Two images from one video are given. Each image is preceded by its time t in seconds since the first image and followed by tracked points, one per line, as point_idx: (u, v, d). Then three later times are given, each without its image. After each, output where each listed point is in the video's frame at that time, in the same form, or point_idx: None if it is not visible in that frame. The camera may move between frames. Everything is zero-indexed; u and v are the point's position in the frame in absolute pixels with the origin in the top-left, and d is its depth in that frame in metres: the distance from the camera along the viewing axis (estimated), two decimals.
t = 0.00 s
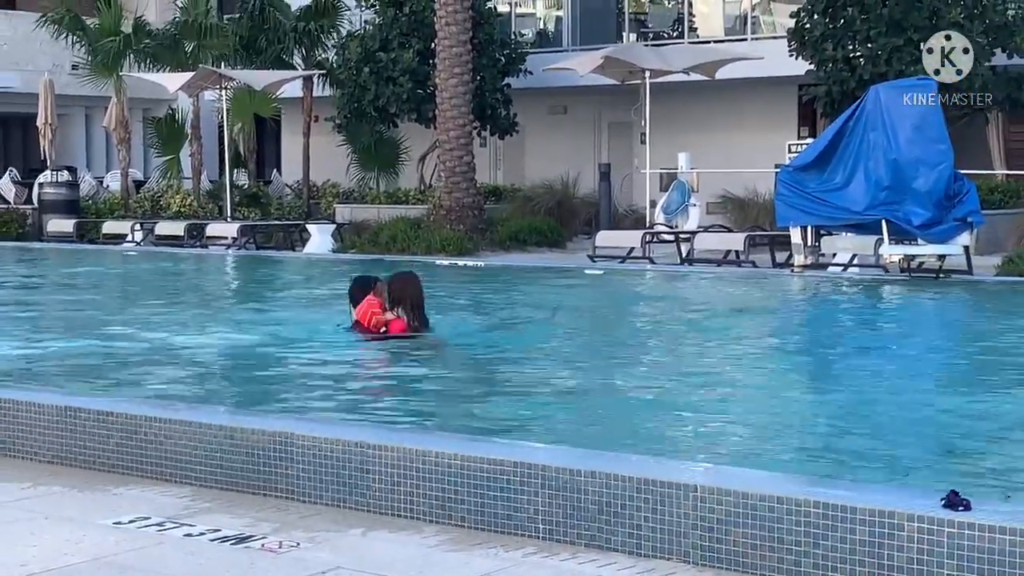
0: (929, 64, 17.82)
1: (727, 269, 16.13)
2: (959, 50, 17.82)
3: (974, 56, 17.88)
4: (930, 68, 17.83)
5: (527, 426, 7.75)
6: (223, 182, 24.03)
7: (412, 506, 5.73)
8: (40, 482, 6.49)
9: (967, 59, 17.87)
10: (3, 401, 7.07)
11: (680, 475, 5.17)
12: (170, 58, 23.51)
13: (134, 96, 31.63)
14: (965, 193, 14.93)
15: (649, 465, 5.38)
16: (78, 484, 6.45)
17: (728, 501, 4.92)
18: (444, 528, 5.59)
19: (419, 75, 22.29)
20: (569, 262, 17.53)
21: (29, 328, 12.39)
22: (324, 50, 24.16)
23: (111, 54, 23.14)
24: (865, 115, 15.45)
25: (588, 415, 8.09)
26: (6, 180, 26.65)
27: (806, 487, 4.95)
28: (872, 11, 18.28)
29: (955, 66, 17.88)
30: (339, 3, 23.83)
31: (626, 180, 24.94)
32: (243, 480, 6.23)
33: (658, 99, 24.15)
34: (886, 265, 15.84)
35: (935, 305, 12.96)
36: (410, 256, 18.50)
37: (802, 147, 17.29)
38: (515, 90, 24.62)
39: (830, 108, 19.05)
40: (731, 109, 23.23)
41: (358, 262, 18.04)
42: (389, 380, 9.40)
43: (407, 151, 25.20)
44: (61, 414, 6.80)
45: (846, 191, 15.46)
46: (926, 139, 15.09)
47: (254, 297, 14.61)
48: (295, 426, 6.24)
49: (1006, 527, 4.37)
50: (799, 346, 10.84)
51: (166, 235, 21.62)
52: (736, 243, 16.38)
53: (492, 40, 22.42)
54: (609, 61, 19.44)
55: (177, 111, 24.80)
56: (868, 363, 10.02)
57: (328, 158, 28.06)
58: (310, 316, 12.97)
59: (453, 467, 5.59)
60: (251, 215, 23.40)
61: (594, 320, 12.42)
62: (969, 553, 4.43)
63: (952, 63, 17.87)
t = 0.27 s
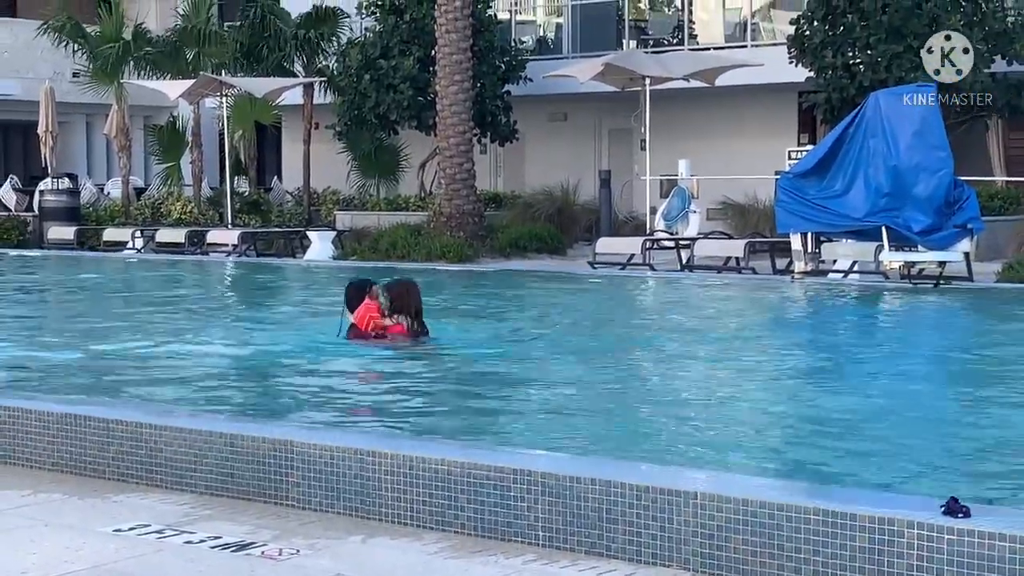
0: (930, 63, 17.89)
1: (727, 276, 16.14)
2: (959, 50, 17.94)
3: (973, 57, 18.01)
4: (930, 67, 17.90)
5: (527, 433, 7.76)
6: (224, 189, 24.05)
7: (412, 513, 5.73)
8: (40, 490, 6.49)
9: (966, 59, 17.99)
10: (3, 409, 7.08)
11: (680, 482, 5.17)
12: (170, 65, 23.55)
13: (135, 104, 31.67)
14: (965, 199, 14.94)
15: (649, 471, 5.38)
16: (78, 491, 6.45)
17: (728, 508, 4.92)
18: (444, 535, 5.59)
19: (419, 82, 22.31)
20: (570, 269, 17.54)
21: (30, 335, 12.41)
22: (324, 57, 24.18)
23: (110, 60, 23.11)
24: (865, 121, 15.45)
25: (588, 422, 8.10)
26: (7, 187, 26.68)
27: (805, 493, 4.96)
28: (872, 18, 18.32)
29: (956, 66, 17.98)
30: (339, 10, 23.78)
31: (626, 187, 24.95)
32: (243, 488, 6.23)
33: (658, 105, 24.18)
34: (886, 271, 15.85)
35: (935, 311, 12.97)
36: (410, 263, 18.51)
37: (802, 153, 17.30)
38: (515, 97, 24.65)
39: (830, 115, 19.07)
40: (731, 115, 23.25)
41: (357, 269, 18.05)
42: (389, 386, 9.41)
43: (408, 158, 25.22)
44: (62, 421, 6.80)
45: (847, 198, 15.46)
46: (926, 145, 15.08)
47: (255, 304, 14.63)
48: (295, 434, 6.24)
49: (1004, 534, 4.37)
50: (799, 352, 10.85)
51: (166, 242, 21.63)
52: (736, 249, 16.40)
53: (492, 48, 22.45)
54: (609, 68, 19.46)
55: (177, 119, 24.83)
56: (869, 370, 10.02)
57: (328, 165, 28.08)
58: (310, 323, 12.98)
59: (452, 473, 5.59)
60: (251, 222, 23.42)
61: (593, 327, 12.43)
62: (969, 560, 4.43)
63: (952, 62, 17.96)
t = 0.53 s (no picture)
0: (929, 64, 18.09)
1: (721, 284, 16.16)
2: (959, 50, 18.08)
3: (973, 57, 18.12)
4: (930, 67, 18.11)
5: (522, 442, 7.76)
6: (218, 198, 24.04)
7: (407, 523, 5.72)
8: (34, 501, 6.48)
9: (967, 59, 18.12)
10: None
11: (675, 490, 5.17)
12: (165, 74, 23.59)
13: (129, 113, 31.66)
14: (958, 208, 14.96)
15: (644, 481, 5.38)
16: (72, 502, 6.44)
17: (723, 517, 4.92)
18: (439, 545, 5.58)
19: (413, 91, 22.32)
20: (564, 278, 17.55)
21: (24, 345, 12.38)
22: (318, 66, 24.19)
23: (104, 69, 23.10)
24: (859, 130, 15.48)
25: (583, 431, 8.10)
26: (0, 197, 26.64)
27: (801, 502, 4.96)
28: (865, 27, 18.32)
29: (955, 66, 18.13)
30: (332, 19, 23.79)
31: (620, 195, 24.97)
32: (237, 498, 6.22)
33: (652, 114, 24.21)
34: (880, 279, 15.87)
35: (929, 320, 12.98)
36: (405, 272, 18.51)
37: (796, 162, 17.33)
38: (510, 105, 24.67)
39: (823, 123, 19.10)
40: (726, 124, 23.27)
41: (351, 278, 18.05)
42: (384, 396, 9.40)
43: (402, 167, 25.23)
44: (55, 431, 6.79)
45: (840, 206, 15.48)
46: (919, 153, 15.10)
47: (249, 314, 14.62)
48: (290, 444, 6.23)
49: (998, 542, 4.38)
50: (793, 361, 10.86)
51: (161, 252, 21.61)
52: (730, 258, 16.42)
53: (487, 56, 22.48)
54: (602, 77, 19.49)
55: (171, 128, 24.82)
56: (864, 378, 10.03)
57: (322, 175, 28.08)
58: (304, 332, 12.97)
59: (447, 483, 5.59)
60: (245, 231, 23.40)
61: (588, 336, 12.43)
62: (964, 568, 4.44)
63: (952, 63, 18.12)
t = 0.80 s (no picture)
0: (930, 64, 18.20)
1: (714, 293, 16.16)
2: (958, 50, 18.24)
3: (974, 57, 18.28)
4: (930, 67, 18.20)
5: (514, 452, 7.74)
6: (209, 209, 24.00)
7: (399, 533, 5.70)
8: (25, 512, 6.45)
9: (966, 59, 18.28)
10: None
11: (667, 499, 5.16)
12: (156, 84, 23.60)
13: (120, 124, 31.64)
14: (950, 216, 15.00)
15: (637, 490, 5.37)
16: (63, 513, 6.41)
17: (715, 525, 4.91)
18: (431, 555, 5.56)
19: (405, 101, 22.31)
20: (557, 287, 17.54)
21: (15, 356, 12.35)
22: (310, 76, 24.16)
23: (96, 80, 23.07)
24: (850, 139, 15.49)
25: (576, 441, 8.09)
26: None
27: (794, 511, 4.95)
28: (857, 36, 18.33)
29: (955, 66, 18.26)
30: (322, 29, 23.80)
31: (613, 205, 24.97)
32: (229, 509, 6.19)
33: (644, 124, 24.24)
34: (872, 288, 15.88)
35: (921, 328, 12.99)
36: (397, 282, 18.48)
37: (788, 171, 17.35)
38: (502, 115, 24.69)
39: (815, 132, 19.13)
40: (718, 133, 23.30)
41: (343, 289, 18.02)
42: (377, 406, 9.38)
43: (394, 177, 25.21)
44: (46, 442, 6.76)
45: (832, 215, 15.50)
46: (911, 162, 15.11)
47: (241, 324, 14.60)
48: (282, 454, 6.21)
49: (990, 550, 4.37)
50: (785, 370, 10.85)
51: (153, 263, 21.57)
52: (722, 267, 16.42)
53: (479, 66, 22.50)
54: (594, 87, 19.50)
55: (163, 138, 24.78)
56: (857, 387, 10.03)
57: (315, 185, 28.06)
58: (296, 342, 12.94)
59: (440, 492, 5.57)
60: (237, 242, 23.37)
61: (580, 345, 12.43)
62: None
63: (951, 63, 18.25)
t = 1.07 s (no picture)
0: (930, 64, 18.22)
1: (710, 302, 16.17)
2: (958, 50, 18.28)
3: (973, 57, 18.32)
4: (930, 68, 18.23)
5: (511, 461, 7.73)
6: (206, 219, 24.00)
7: (395, 543, 5.69)
8: (21, 523, 6.44)
9: (966, 59, 18.31)
10: None
11: (664, 509, 5.15)
12: (152, 94, 23.60)
13: (116, 134, 31.64)
14: (945, 224, 15.01)
15: (634, 499, 5.37)
16: (60, 525, 6.40)
17: (713, 534, 4.91)
18: (429, 565, 5.56)
19: (401, 110, 22.34)
20: (553, 296, 17.54)
21: (11, 368, 12.34)
22: (305, 86, 24.16)
23: (92, 91, 23.09)
24: (845, 147, 15.54)
25: (573, 450, 8.08)
26: None
27: (791, 519, 4.94)
28: (851, 44, 18.40)
29: (955, 66, 18.28)
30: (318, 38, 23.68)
31: (609, 214, 24.99)
32: (226, 519, 6.19)
33: (640, 133, 24.26)
34: (868, 296, 15.90)
35: (917, 336, 13.00)
36: (393, 292, 18.49)
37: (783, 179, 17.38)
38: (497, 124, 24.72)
39: (810, 140, 19.16)
40: (713, 141, 23.31)
41: (340, 298, 18.03)
42: (373, 416, 9.38)
43: (390, 187, 25.24)
44: (42, 453, 6.76)
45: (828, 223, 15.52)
46: (906, 170, 15.16)
47: (237, 334, 14.59)
48: (279, 464, 6.20)
49: (987, 558, 4.37)
50: (781, 378, 10.86)
51: (149, 273, 21.56)
52: (718, 275, 16.43)
53: (474, 75, 22.52)
54: (590, 96, 19.52)
55: (159, 149, 24.78)
56: (853, 395, 10.03)
57: (311, 195, 28.08)
58: (292, 352, 12.94)
59: (436, 502, 5.57)
60: (234, 252, 23.36)
61: (576, 354, 12.42)
62: None
63: (951, 63, 18.27)
